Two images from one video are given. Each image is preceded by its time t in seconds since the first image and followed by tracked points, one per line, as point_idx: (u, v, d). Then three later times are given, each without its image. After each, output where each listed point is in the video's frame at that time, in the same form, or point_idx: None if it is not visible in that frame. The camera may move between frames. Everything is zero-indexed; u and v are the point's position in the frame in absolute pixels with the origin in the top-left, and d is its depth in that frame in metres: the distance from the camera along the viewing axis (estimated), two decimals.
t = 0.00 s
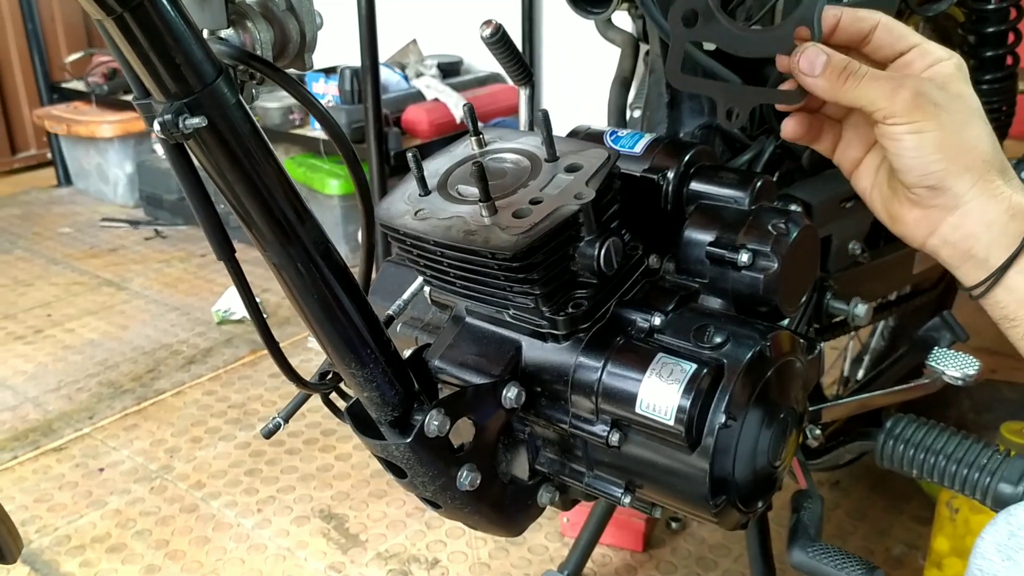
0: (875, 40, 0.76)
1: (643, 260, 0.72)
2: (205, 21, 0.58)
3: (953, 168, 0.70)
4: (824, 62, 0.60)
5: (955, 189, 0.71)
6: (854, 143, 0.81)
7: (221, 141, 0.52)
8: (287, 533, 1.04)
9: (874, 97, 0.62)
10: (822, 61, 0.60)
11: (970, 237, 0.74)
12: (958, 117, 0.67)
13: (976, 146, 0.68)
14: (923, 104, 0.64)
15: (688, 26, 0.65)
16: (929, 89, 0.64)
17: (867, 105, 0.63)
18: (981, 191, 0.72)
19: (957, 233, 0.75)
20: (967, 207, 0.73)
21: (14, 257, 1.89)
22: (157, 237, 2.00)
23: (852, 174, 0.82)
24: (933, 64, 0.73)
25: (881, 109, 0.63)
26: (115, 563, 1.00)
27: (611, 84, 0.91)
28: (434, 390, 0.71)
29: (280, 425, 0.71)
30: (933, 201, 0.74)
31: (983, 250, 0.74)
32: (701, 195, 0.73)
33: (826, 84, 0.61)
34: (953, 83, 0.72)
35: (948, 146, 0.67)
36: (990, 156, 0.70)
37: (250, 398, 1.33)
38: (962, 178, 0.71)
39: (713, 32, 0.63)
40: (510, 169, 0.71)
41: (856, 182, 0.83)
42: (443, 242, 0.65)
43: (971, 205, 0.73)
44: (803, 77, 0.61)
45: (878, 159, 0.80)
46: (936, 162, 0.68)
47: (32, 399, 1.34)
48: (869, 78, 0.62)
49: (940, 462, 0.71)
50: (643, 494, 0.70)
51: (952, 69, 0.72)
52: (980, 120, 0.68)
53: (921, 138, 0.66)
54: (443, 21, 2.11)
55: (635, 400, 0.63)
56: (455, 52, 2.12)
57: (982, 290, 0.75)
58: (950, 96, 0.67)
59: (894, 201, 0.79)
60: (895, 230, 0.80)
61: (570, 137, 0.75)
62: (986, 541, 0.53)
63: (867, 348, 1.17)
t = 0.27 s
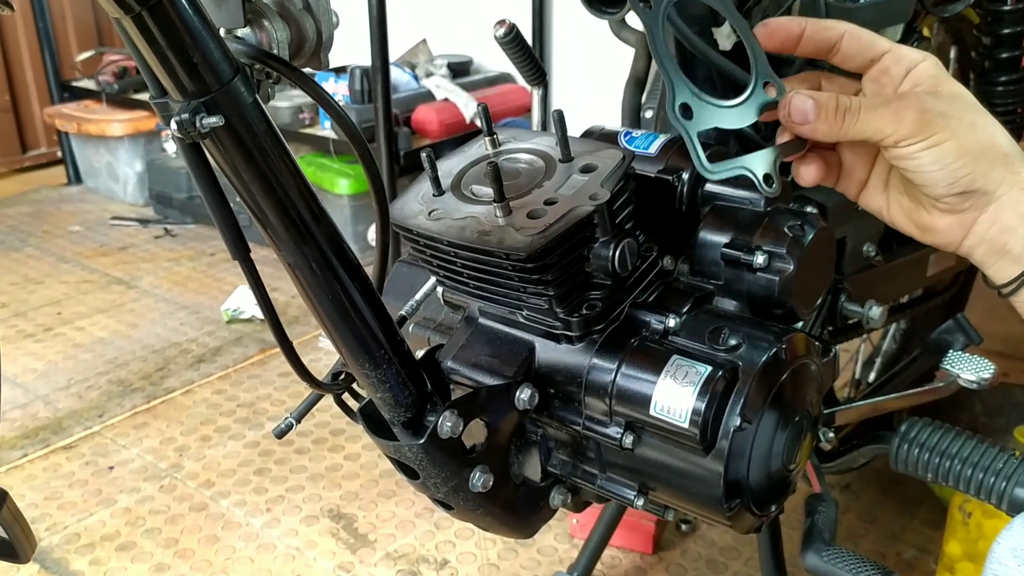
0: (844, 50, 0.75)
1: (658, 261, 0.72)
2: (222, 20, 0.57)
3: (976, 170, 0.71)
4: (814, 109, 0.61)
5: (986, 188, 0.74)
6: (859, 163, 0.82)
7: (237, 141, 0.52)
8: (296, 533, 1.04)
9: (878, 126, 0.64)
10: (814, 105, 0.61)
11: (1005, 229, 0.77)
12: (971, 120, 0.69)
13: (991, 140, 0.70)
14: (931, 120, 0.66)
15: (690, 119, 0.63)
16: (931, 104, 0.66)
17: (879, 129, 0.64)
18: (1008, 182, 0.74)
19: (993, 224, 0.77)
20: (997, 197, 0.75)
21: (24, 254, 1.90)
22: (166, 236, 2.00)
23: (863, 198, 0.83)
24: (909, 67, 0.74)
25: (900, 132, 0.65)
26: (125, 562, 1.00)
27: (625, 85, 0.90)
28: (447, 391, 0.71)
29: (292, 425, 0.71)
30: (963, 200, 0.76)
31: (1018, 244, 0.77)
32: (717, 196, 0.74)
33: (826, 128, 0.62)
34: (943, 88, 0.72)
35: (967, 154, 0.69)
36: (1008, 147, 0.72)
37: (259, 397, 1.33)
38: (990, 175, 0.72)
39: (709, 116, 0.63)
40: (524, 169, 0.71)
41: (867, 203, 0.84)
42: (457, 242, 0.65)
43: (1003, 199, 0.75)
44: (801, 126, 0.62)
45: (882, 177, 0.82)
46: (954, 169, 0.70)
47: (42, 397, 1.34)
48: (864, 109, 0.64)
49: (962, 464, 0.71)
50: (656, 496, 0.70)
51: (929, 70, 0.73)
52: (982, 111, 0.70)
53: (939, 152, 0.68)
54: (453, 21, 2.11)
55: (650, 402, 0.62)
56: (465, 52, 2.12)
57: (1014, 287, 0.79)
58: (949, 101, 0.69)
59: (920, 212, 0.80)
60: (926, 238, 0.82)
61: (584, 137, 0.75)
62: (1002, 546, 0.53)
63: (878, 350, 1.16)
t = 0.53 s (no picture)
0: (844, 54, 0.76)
1: (665, 262, 0.72)
2: (233, 19, 0.57)
3: (980, 176, 0.72)
4: (817, 119, 0.62)
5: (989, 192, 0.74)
6: (859, 166, 0.81)
7: (247, 140, 0.52)
8: (302, 531, 1.04)
9: (880, 134, 0.65)
10: (817, 116, 0.61)
11: (1009, 232, 0.77)
12: (977, 125, 0.69)
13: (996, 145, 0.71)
14: (934, 128, 0.67)
15: (690, 148, 0.60)
16: (934, 113, 0.67)
17: (883, 136, 0.65)
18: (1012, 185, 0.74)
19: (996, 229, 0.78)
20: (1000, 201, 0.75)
21: (32, 253, 1.91)
22: (173, 235, 2.01)
23: (864, 199, 0.83)
24: (910, 70, 0.75)
25: (904, 139, 0.66)
26: (131, 559, 1.00)
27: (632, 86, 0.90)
28: (453, 390, 0.71)
29: (299, 423, 0.71)
30: (964, 205, 0.76)
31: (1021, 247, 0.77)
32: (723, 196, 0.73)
33: (828, 137, 0.63)
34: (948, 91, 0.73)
35: (971, 161, 0.70)
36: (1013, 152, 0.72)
37: (265, 396, 1.33)
38: (994, 181, 0.73)
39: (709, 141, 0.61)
40: (532, 169, 0.71)
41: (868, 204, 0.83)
42: (464, 242, 0.65)
43: (1007, 202, 0.75)
44: (803, 139, 0.62)
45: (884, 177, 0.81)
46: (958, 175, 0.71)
47: (49, 395, 1.35)
48: (868, 118, 0.64)
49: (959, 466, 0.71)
50: (662, 496, 0.70)
51: (932, 72, 0.74)
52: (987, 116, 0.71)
53: (943, 159, 0.69)
54: (460, 21, 2.11)
55: (656, 402, 0.62)
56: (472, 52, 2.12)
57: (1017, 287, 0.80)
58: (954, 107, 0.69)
59: (923, 214, 0.80)
60: (930, 239, 0.82)
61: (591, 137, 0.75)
62: (1010, 548, 0.52)
63: (884, 352, 1.16)
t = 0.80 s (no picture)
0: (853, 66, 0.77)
1: (676, 263, 0.72)
2: (246, 18, 0.57)
3: (988, 191, 0.74)
4: (824, 135, 0.59)
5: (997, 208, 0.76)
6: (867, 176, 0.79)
7: (261, 139, 0.52)
8: (309, 531, 1.04)
9: (889, 151, 0.63)
10: (827, 132, 0.59)
11: (1017, 243, 0.79)
12: (985, 141, 0.71)
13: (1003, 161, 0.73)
14: (943, 146, 0.67)
15: (701, 171, 0.62)
16: (944, 130, 0.67)
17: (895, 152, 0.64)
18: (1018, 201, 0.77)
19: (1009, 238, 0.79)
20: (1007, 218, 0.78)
21: (37, 250, 1.91)
22: (178, 234, 2.01)
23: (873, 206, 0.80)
24: (920, 78, 0.77)
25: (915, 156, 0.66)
26: (137, 558, 1.00)
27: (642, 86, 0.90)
28: (464, 390, 0.71)
29: (309, 423, 0.71)
30: (970, 222, 0.78)
31: None
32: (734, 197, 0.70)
33: (836, 154, 0.60)
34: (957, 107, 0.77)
35: (979, 176, 0.72)
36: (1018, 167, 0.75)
37: (271, 395, 1.33)
38: (1001, 196, 0.75)
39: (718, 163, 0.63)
40: (543, 169, 0.71)
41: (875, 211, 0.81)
42: (475, 242, 0.65)
43: (1014, 215, 0.77)
44: (812, 156, 0.60)
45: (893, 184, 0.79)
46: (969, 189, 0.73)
47: (55, 393, 1.34)
48: (876, 134, 0.62)
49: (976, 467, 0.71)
50: (672, 497, 0.70)
51: (942, 81, 0.77)
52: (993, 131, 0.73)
53: (952, 175, 0.70)
54: (466, 21, 2.11)
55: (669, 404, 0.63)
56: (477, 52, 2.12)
57: None
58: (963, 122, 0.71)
59: (933, 227, 0.80)
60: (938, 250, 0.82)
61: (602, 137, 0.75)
62: None
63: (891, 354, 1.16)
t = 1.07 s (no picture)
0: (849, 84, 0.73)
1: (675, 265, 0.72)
2: (247, 19, 0.57)
3: (991, 203, 0.74)
4: (829, 153, 0.61)
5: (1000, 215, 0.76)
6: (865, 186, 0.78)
7: (261, 140, 0.52)
8: (309, 531, 1.04)
9: (895, 168, 0.64)
10: (832, 151, 0.61)
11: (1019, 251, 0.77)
12: (987, 153, 0.71)
13: (1006, 171, 0.73)
14: (948, 160, 0.68)
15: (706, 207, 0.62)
16: (948, 145, 0.68)
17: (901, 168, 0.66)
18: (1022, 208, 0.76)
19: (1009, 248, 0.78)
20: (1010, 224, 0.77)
21: (39, 250, 1.91)
22: (180, 233, 2.01)
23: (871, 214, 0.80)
24: (917, 91, 0.74)
25: (922, 172, 0.67)
26: (138, 557, 1.00)
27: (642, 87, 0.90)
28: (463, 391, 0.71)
29: (309, 423, 0.71)
30: (973, 232, 0.77)
31: None
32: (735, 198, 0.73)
33: (843, 171, 0.61)
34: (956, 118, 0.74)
35: (983, 189, 0.72)
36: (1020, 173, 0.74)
37: (272, 395, 1.33)
38: (1004, 206, 0.75)
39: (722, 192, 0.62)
40: (543, 170, 0.71)
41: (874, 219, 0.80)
42: (476, 243, 0.65)
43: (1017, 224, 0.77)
44: (818, 174, 0.61)
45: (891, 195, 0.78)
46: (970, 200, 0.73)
47: (56, 392, 1.35)
48: (882, 151, 0.63)
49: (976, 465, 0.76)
50: (671, 498, 0.70)
51: (939, 91, 0.74)
52: (994, 141, 0.72)
53: (957, 189, 0.71)
54: (468, 21, 2.11)
55: (667, 405, 0.63)
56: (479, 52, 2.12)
57: None
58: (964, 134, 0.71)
59: (935, 235, 0.78)
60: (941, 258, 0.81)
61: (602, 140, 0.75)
62: None
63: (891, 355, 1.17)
